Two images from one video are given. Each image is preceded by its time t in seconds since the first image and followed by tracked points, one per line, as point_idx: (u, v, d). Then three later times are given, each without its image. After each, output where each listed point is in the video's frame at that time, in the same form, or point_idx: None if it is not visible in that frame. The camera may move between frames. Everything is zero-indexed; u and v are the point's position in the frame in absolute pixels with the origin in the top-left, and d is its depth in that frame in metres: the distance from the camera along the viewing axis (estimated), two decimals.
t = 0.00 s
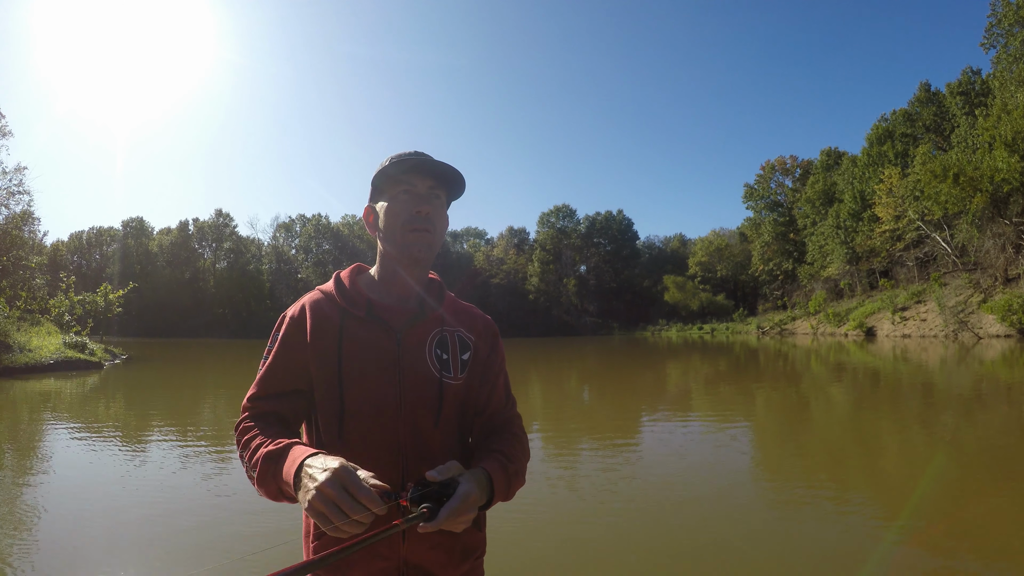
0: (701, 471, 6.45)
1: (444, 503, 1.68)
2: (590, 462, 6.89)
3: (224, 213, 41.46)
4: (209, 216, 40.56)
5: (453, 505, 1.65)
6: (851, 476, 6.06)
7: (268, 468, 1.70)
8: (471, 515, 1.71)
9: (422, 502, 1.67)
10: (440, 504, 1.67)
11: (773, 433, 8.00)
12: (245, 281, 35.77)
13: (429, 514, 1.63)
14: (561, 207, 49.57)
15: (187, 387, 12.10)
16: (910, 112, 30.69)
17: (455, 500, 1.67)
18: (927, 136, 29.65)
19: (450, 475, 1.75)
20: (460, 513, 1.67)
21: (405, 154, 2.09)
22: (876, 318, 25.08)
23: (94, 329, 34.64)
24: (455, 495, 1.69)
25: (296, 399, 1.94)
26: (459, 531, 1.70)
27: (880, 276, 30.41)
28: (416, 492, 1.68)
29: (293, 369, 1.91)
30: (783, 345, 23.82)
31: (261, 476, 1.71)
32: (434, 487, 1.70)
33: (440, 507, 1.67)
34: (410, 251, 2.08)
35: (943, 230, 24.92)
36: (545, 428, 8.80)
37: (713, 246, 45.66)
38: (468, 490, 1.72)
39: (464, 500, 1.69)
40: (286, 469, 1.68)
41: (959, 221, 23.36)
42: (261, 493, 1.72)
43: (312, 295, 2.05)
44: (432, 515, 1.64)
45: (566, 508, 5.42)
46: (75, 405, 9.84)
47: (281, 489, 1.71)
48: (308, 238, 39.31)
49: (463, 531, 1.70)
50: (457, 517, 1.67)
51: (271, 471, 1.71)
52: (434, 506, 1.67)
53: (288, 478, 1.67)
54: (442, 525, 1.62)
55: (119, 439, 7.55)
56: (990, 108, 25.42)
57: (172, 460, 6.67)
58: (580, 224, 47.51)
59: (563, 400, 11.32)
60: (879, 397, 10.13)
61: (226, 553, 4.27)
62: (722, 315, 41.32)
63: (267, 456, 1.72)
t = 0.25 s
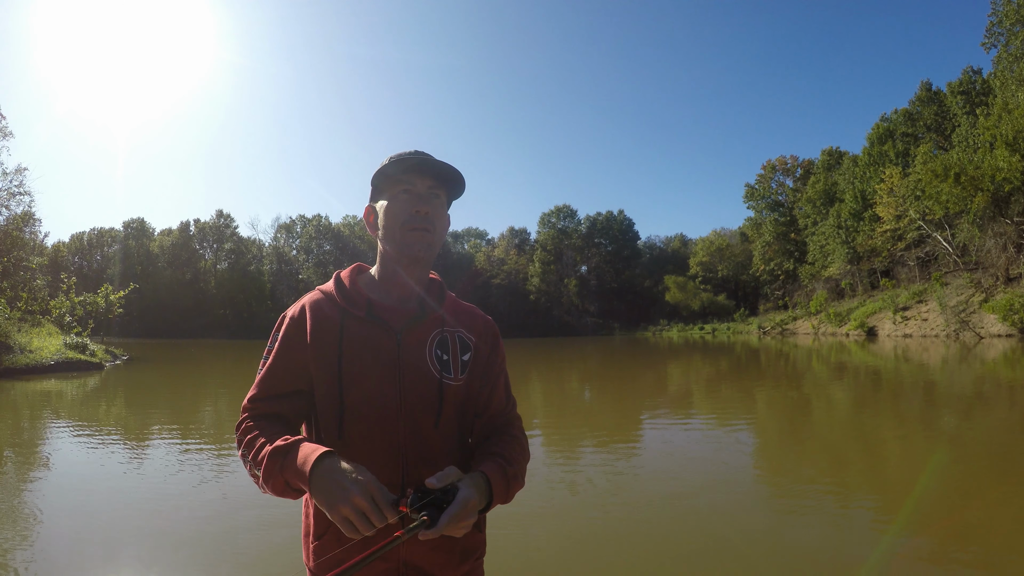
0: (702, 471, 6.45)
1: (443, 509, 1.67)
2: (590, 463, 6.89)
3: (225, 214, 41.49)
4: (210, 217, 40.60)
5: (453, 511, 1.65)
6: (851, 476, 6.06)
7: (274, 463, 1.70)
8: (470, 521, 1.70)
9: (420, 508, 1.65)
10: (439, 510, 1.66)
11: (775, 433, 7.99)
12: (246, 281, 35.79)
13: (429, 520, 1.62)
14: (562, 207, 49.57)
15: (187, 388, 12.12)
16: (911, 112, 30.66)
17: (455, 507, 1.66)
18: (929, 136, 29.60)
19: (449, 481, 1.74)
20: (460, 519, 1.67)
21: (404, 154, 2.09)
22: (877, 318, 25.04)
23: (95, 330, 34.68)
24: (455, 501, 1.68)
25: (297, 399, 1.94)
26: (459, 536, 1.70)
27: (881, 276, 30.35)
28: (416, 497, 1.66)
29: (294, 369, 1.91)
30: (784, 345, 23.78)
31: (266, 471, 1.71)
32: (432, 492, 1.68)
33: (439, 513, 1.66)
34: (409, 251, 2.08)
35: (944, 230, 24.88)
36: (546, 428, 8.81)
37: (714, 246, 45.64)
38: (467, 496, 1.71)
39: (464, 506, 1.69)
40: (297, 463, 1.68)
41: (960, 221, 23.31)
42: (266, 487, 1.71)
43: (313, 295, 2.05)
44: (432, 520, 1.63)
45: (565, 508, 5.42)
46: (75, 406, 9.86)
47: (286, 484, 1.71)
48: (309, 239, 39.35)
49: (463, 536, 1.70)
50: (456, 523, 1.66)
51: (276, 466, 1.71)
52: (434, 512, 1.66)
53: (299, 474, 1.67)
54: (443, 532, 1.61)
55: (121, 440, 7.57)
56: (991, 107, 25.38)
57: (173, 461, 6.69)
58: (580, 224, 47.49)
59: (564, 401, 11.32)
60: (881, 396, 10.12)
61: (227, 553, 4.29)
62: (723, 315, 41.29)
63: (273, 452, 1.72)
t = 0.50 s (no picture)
0: (703, 472, 6.43)
1: (443, 512, 1.66)
2: (591, 463, 6.89)
3: (227, 215, 41.53)
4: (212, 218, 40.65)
5: (451, 515, 1.64)
6: (854, 477, 6.05)
7: (267, 468, 1.69)
8: (471, 522, 1.70)
9: (419, 509, 1.64)
10: (440, 512, 1.66)
11: (776, 434, 7.97)
12: (247, 282, 35.81)
13: (429, 524, 1.61)
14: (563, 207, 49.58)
15: (189, 389, 12.14)
16: (912, 111, 30.62)
17: (454, 509, 1.66)
18: (930, 136, 29.56)
19: (450, 482, 1.73)
20: (459, 521, 1.66)
21: (400, 154, 2.10)
22: (879, 318, 25.01)
23: (97, 331, 34.72)
24: (455, 504, 1.68)
25: (296, 399, 1.93)
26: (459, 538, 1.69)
27: (883, 276, 30.32)
28: (417, 500, 1.65)
29: (294, 369, 1.91)
30: (786, 345, 23.77)
31: (261, 476, 1.70)
32: (433, 495, 1.67)
33: (439, 516, 1.66)
34: (406, 251, 2.08)
35: (945, 230, 24.84)
36: (548, 429, 8.81)
37: (715, 246, 45.64)
38: (467, 499, 1.70)
39: (464, 509, 1.68)
40: (286, 467, 1.66)
41: (962, 221, 23.25)
42: (261, 493, 1.71)
43: (312, 295, 2.05)
44: (432, 525, 1.62)
45: (567, 509, 5.41)
46: (77, 407, 9.88)
47: (280, 489, 1.70)
48: (311, 239, 39.41)
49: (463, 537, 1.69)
50: (454, 524, 1.65)
51: (269, 470, 1.70)
52: (434, 516, 1.66)
53: (288, 478, 1.65)
54: (442, 534, 1.61)
55: (121, 440, 7.59)
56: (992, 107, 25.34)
57: (173, 461, 6.70)
58: (582, 224, 47.49)
59: (565, 401, 11.32)
60: (882, 397, 10.12)
61: (228, 553, 4.29)
62: (724, 316, 41.27)
63: (265, 457, 1.71)
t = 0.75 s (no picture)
0: (704, 472, 6.43)
1: (446, 518, 1.65)
2: (592, 463, 6.88)
3: (227, 215, 41.55)
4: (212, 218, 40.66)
5: (454, 523, 1.63)
6: (854, 477, 6.04)
7: (271, 476, 1.70)
8: (473, 528, 1.69)
9: (423, 518, 1.63)
10: (442, 518, 1.65)
11: (777, 434, 7.97)
12: (248, 282, 35.83)
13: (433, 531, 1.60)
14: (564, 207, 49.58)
15: (189, 388, 12.14)
16: (914, 111, 30.58)
17: (457, 516, 1.65)
18: (931, 136, 29.52)
19: (452, 488, 1.73)
20: (463, 526, 1.65)
21: (397, 153, 2.10)
22: (880, 318, 24.99)
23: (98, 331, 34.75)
24: (458, 510, 1.67)
25: (297, 400, 1.93)
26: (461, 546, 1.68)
27: (884, 276, 30.30)
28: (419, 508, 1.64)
29: (294, 369, 1.91)
30: (787, 346, 23.75)
31: (264, 483, 1.71)
32: (435, 501, 1.66)
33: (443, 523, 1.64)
34: (403, 251, 2.07)
35: (947, 230, 24.80)
36: (549, 429, 8.81)
37: (716, 246, 45.61)
38: (470, 504, 1.69)
39: (467, 516, 1.67)
40: (290, 479, 1.67)
41: (963, 221, 23.22)
42: (264, 500, 1.71)
43: (312, 295, 2.04)
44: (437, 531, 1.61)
45: (568, 509, 5.40)
46: (77, 406, 9.88)
47: (283, 498, 1.70)
48: (312, 239, 39.47)
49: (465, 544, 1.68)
50: (457, 529, 1.63)
51: (273, 479, 1.70)
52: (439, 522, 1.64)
53: (291, 489, 1.65)
54: (445, 543, 1.60)
55: (122, 440, 7.60)
56: (994, 107, 25.32)
57: (174, 461, 6.71)
58: (583, 224, 47.47)
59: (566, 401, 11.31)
60: (884, 397, 10.11)
61: (229, 552, 4.30)
62: (725, 316, 41.25)
63: (270, 464, 1.71)
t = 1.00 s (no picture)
0: (705, 473, 6.42)
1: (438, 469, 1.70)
2: (593, 464, 6.88)
3: (229, 215, 41.58)
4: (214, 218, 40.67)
5: (446, 466, 1.67)
6: (856, 477, 6.03)
7: (268, 475, 1.69)
8: (468, 481, 1.71)
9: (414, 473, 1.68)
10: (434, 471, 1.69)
11: (778, 435, 7.96)
12: (250, 282, 35.84)
13: (423, 474, 1.65)
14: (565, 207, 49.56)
15: (189, 388, 12.16)
16: (916, 111, 30.55)
17: (449, 462, 1.69)
18: (933, 136, 29.48)
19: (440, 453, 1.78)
20: (456, 475, 1.68)
21: (396, 152, 2.09)
22: (881, 319, 24.97)
23: (99, 331, 34.79)
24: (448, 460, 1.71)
25: (296, 399, 1.93)
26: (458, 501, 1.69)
27: (885, 277, 30.27)
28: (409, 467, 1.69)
29: (293, 367, 1.90)
30: (788, 346, 23.74)
31: (261, 481, 1.71)
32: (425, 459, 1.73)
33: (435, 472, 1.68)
34: (402, 250, 2.06)
35: (948, 230, 24.77)
36: (550, 429, 8.82)
37: (717, 246, 45.57)
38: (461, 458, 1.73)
39: (459, 464, 1.71)
40: (286, 475, 1.67)
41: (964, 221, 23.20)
42: (261, 499, 1.71)
43: (311, 294, 2.04)
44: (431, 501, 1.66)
45: (569, 510, 5.39)
46: (78, 406, 9.89)
47: (279, 496, 1.70)
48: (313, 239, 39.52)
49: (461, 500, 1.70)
50: (449, 502, 1.65)
51: (269, 477, 1.70)
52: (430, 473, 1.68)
53: (287, 484, 1.66)
54: (439, 483, 1.63)
55: (123, 439, 7.61)
56: (995, 107, 25.28)
57: (175, 460, 6.72)
58: (584, 224, 47.45)
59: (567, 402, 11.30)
60: (885, 397, 10.09)
61: (229, 552, 4.30)
62: (726, 316, 41.23)
63: (266, 464, 1.71)
